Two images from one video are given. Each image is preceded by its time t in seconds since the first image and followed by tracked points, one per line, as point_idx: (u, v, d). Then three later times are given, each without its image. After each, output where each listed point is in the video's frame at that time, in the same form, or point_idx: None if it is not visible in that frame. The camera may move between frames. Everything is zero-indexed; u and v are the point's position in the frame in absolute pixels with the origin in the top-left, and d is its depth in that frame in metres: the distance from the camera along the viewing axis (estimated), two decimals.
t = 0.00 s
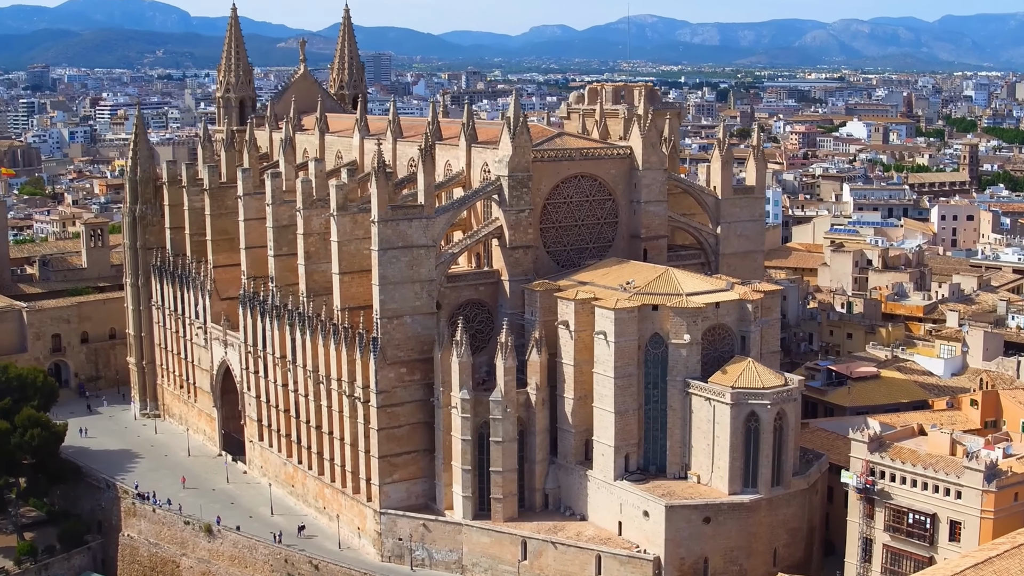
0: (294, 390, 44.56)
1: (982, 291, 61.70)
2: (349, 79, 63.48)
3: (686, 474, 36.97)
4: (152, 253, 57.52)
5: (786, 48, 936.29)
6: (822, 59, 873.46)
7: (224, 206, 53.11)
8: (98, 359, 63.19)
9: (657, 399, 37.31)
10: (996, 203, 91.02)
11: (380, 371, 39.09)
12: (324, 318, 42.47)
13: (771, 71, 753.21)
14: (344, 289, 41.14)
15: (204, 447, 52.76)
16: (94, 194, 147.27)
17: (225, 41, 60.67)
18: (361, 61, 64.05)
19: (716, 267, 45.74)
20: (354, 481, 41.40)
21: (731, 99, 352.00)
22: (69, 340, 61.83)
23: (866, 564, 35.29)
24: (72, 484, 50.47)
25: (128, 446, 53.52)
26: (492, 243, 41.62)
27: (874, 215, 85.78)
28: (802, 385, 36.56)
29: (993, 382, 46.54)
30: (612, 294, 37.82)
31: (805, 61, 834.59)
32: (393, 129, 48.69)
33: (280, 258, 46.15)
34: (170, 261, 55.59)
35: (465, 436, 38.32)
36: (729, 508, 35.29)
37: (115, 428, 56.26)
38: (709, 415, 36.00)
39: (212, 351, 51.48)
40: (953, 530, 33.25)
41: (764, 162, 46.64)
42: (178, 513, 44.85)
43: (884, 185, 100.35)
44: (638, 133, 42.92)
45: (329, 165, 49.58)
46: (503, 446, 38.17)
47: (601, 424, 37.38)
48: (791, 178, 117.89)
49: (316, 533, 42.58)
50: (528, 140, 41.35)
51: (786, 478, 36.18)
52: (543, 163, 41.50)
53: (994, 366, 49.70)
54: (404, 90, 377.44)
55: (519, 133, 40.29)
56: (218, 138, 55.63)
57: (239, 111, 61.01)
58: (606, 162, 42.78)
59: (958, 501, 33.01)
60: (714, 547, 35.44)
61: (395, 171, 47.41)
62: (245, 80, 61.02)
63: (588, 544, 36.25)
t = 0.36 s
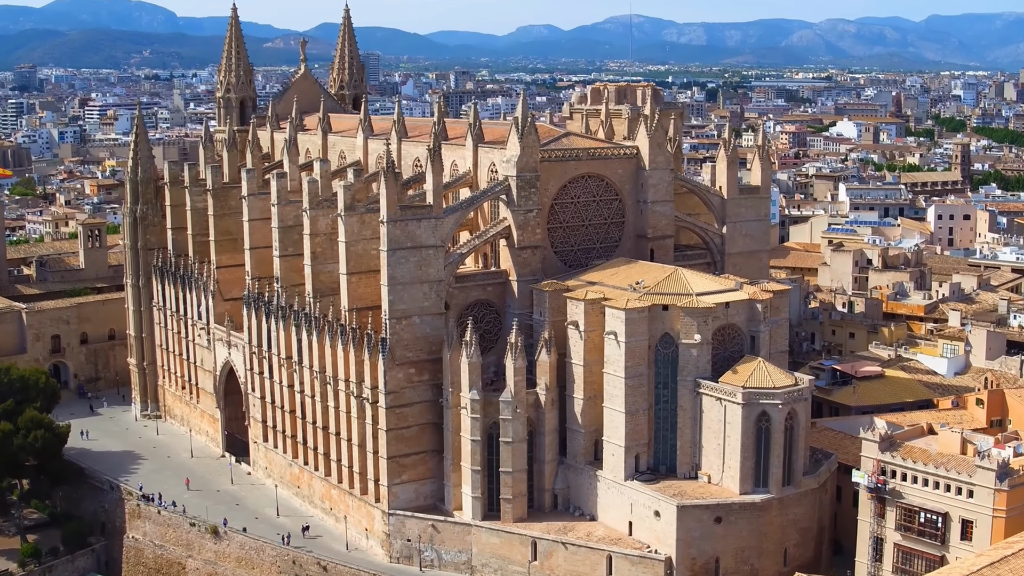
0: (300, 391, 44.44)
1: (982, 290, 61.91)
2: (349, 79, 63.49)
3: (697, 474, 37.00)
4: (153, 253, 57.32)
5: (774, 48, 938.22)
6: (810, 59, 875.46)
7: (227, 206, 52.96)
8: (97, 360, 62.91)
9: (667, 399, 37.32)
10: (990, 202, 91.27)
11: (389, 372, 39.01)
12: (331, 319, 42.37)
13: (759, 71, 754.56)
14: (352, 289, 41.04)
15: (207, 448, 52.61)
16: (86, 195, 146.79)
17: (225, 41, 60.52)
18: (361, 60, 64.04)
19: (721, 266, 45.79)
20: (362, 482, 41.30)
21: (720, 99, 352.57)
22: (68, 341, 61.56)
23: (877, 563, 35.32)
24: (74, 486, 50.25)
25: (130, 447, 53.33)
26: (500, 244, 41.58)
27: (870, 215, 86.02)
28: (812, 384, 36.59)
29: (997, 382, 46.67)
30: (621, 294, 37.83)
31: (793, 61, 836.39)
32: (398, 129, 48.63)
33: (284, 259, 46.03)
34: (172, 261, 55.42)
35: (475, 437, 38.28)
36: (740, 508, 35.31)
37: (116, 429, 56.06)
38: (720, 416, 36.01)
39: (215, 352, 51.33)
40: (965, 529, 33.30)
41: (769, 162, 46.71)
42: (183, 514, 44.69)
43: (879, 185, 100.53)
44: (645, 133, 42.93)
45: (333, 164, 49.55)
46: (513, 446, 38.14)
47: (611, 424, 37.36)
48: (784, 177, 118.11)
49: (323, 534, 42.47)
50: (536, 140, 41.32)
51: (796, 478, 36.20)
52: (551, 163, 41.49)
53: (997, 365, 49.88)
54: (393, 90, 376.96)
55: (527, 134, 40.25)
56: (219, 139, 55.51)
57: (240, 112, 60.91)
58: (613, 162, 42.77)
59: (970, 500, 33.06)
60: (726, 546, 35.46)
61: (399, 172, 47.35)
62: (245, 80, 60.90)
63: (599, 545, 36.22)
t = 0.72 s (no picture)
0: (304, 392, 44.32)
1: (980, 289, 62.10)
2: (347, 79, 63.40)
3: (704, 474, 37.01)
4: (152, 253, 57.14)
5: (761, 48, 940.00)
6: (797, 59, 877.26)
7: (228, 207, 52.84)
8: (95, 361, 62.62)
9: (675, 399, 37.32)
10: (984, 202, 91.52)
11: (395, 372, 38.93)
12: (335, 319, 42.26)
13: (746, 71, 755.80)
14: (357, 290, 40.96)
15: (207, 449, 52.45)
16: (77, 195, 146.33)
17: (224, 41, 60.37)
18: (360, 60, 63.96)
19: (725, 266, 45.83)
20: (368, 483, 41.21)
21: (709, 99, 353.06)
22: (66, 342, 61.28)
23: (885, 562, 35.38)
24: (75, 488, 50.00)
25: (130, 449, 53.13)
26: (505, 244, 41.55)
27: (865, 215, 86.19)
28: (819, 384, 36.64)
29: (999, 381, 46.80)
30: (628, 294, 37.83)
31: (781, 61, 838.00)
32: (400, 130, 48.58)
33: (287, 259, 45.91)
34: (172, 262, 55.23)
35: (481, 437, 38.23)
36: (748, 508, 35.34)
37: (115, 430, 55.85)
38: (728, 415, 36.03)
39: (216, 353, 51.17)
40: (973, 528, 33.35)
41: (771, 162, 46.78)
42: (186, 516, 44.53)
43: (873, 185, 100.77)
44: (649, 133, 42.94)
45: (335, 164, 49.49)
46: (519, 446, 38.11)
47: (618, 424, 37.36)
48: (777, 177, 118.31)
49: (328, 535, 42.35)
50: (541, 140, 41.31)
51: (804, 477, 36.24)
52: (556, 164, 41.47)
53: (998, 365, 50.03)
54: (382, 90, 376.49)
55: (532, 134, 40.23)
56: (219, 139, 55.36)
57: (238, 112, 60.78)
58: (617, 162, 42.77)
59: (978, 499, 33.13)
60: (734, 546, 35.47)
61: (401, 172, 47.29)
62: (243, 80, 60.78)
63: (607, 545, 36.20)
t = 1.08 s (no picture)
0: (306, 393, 44.18)
1: (976, 288, 62.32)
2: (344, 79, 63.24)
3: (711, 474, 37.04)
4: (149, 254, 56.91)
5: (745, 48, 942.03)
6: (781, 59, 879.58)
7: (227, 207, 52.69)
8: (90, 363, 62.28)
9: (681, 399, 37.33)
10: (976, 201, 91.84)
11: (400, 373, 38.81)
12: (338, 320, 42.14)
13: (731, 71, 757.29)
14: (361, 290, 40.85)
15: (206, 451, 52.25)
16: (64, 196, 145.57)
17: (220, 41, 60.16)
18: (356, 60, 63.83)
19: (726, 266, 45.87)
20: (371, 484, 41.09)
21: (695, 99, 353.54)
22: (61, 344, 60.94)
23: (892, 561, 35.46)
24: (74, 491, 49.70)
25: (128, 451, 52.87)
26: (509, 245, 41.49)
27: (858, 214, 86.37)
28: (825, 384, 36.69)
29: (999, 380, 46.94)
30: (634, 295, 37.84)
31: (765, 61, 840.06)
32: (401, 130, 48.48)
33: (289, 260, 45.76)
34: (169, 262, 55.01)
35: (488, 438, 38.15)
36: (756, 507, 35.36)
37: (113, 432, 55.59)
38: (735, 415, 36.05)
39: (216, 353, 50.97)
40: (981, 527, 33.44)
41: (773, 162, 46.85)
42: (188, 518, 44.31)
43: (864, 185, 101.02)
44: (652, 133, 42.94)
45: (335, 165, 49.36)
46: (525, 447, 38.04)
47: (625, 424, 37.33)
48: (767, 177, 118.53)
49: (331, 537, 42.20)
50: (545, 141, 41.27)
51: (811, 477, 36.29)
52: (560, 164, 41.44)
53: (997, 364, 50.22)
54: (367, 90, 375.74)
55: (536, 134, 40.18)
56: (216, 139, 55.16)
57: (235, 112, 60.61)
58: (620, 162, 42.75)
59: (986, 498, 33.22)
60: (742, 546, 35.48)
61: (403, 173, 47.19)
62: (240, 80, 60.60)
63: (614, 545, 36.16)
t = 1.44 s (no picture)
0: (308, 394, 44.06)
1: (971, 288, 62.50)
2: (339, 79, 63.09)
3: (716, 474, 37.06)
4: (145, 255, 56.70)
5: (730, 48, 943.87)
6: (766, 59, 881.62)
7: (225, 208, 52.54)
8: (86, 364, 61.98)
9: (686, 399, 37.34)
10: (968, 200, 92.13)
11: (404, 374, 38.72)
12: (340, 321, 42.01)
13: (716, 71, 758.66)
14: (364, 291, 40.75)
15: (204, 452, 52.05)
16: (51, 196, 144.92)
17: (215, 41, 59.98)
18: (352, 61, 63.71)
19: (727, 266, 45.90)
20: (374, 485, 40.99)
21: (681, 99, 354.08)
22: (56, 345, 60.63)
23: (898, 560, 35.51)
24: (72, 494, 49.48)
25: (126, 452, 52.63)
26: (511, 245, 41.43)
27: (851, 214, 86.59)
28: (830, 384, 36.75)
29: (998, 379, 47.08)
30: (639, 295, 37.86)
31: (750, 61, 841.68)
32: (401, 130, 48.40)
33: (289, 261, 45.61)
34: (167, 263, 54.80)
35: (492, 438, 38.10)
36: (762, 507, 35.38)
37: (109, 434, 55.33)
38: (741, 415, 36.08)
39: (214, 354, 50.77)
40: (987, 526, 33.47)
41: (773, 162, 46.92)
42: (189, 520, 44.14)
43: (855, 185, 101.24)
44: (654, 134, 42.93)
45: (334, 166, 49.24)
46: (530, 448, 37.99)
47: (630, 425, 37.32)
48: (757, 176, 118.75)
49: (334, 539, 42.07)
50: (548, 141, 41.22)
51: (816, 476, 36.34)
52: (562, 164, 41.40)
53: (996, 363, 50.40)
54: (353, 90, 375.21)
55: (539, 134, 40.14)
56: (214, 140, 54.98)
57: (231, 112, 60.46)
58: (622, 162, 42.72)
59: (992, 497, 33.25)
60: (748, 545, 35.49)
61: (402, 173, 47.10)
62: (236, 80, 60.45)
63: (620, 545, 36.12)
